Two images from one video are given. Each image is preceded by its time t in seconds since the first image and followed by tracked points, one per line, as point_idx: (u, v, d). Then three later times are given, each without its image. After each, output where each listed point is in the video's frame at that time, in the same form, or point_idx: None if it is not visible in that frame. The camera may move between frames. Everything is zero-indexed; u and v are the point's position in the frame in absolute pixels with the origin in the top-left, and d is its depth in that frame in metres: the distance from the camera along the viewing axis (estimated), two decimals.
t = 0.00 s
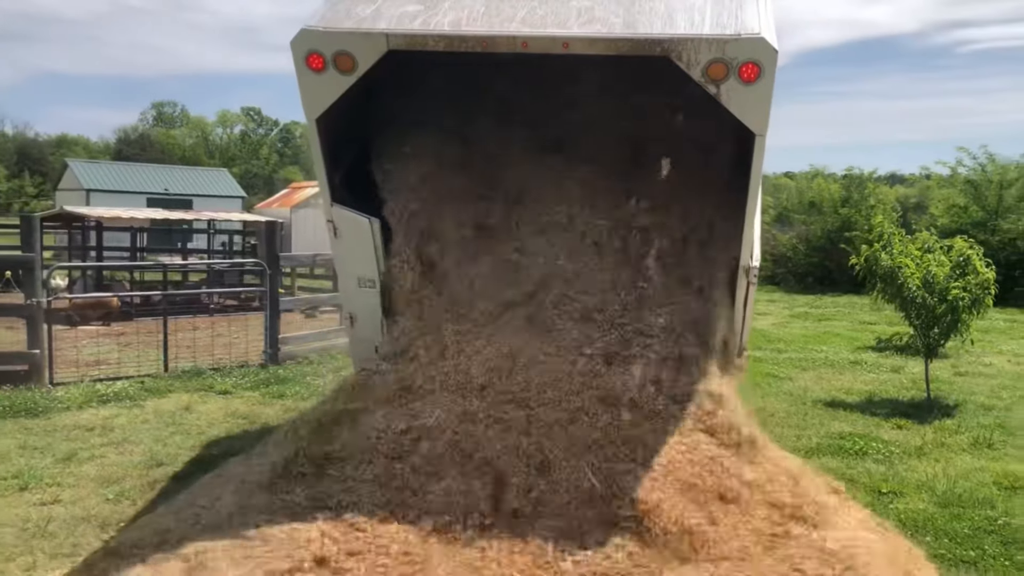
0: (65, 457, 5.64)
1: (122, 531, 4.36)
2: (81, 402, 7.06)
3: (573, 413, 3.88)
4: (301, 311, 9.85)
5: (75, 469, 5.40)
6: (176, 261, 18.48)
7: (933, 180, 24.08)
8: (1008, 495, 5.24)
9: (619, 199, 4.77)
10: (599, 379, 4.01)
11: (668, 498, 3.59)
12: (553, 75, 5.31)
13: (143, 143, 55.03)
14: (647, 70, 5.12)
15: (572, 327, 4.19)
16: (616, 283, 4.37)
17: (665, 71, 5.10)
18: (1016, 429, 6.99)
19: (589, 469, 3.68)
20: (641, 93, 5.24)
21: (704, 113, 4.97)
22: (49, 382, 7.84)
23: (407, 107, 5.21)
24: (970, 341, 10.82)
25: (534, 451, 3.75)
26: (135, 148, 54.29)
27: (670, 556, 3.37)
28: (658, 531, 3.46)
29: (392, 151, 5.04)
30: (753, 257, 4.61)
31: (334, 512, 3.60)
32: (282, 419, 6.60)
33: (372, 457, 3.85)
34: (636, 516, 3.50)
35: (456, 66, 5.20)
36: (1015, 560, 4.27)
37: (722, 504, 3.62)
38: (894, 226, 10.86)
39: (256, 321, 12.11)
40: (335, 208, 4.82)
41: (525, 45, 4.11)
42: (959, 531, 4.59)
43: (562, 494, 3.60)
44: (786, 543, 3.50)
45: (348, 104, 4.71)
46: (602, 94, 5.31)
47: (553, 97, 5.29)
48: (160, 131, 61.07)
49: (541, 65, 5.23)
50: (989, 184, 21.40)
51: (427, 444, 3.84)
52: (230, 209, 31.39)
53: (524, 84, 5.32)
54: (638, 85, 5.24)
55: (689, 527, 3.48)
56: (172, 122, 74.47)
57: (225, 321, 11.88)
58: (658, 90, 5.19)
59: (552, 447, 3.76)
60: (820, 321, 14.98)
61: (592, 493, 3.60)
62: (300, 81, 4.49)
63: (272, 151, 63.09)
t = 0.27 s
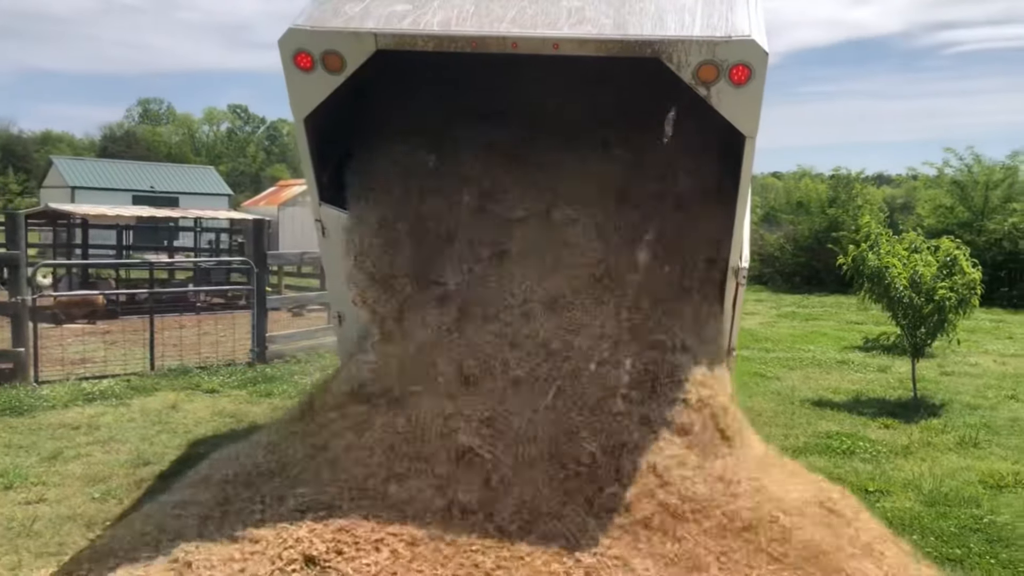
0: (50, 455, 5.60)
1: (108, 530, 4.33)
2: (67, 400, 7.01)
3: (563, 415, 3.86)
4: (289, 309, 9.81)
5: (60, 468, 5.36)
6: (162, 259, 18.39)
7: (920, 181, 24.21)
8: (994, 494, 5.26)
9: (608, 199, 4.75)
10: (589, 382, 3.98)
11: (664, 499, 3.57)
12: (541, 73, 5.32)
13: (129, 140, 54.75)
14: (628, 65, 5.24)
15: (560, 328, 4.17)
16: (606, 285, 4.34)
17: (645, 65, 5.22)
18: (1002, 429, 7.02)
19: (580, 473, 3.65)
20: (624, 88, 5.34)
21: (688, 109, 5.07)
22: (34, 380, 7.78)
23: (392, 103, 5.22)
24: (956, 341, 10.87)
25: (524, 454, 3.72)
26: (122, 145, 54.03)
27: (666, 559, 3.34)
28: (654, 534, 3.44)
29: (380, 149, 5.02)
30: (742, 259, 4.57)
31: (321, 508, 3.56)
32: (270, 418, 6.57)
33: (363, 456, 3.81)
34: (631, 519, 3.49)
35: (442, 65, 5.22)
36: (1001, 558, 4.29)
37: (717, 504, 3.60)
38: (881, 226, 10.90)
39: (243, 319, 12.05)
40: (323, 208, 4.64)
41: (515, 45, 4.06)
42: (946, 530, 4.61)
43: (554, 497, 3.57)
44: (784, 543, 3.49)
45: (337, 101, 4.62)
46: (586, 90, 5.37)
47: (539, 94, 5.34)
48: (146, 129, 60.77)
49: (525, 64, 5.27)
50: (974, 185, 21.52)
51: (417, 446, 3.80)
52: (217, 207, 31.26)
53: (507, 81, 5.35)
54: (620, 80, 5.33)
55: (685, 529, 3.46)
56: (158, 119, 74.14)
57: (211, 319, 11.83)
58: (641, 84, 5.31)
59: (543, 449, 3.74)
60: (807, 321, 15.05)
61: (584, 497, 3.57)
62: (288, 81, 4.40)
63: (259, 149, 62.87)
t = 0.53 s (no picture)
0: (35, 456, 5.57)
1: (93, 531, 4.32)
2: (52, 400, 6.98)
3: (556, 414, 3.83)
4: (277, 310, 9.78)
5: (46, 468, 5.34)
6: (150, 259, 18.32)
7: (907, 185, 24.33)
8: (979, 497, 5.30)
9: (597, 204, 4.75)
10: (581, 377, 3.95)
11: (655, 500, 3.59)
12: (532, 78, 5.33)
13: (117, 139, 54.52)
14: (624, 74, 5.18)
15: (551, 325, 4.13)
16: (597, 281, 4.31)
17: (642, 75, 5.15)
18: (986, 433, 7.07)
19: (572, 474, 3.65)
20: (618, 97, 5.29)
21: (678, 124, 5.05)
22: (19, 380, 7.75)
23: (385, 100, 5.23)
24: (942, 345, 10.94)
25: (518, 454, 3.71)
26: (109, 145, 53.81)
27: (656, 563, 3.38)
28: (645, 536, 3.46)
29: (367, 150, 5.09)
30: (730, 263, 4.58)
31: (308, 510, 3.54)
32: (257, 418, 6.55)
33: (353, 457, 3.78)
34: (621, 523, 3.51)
35: (438, 64, 5.18)
36: (985, 561, 4.32)
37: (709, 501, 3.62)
38: (868, 230, 10.96)
39: (231, 320, 12.02)
40: (311, 211, 4.76)
41: (504, 51, 4.04)
42: (930, 533, 4.64)
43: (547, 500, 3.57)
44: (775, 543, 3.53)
45: (326, 104, 4.63)
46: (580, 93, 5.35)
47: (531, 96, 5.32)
48: (134, 128, 60.51)
49: (522, 65, 5.24)
50: (961, 190, 21.65)
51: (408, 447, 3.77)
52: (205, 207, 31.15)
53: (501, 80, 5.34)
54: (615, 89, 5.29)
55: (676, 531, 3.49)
56: (146, 118, 73.85)
57: (199, 319, 11.79)
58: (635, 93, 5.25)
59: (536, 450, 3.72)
60: (794, 324, 15.11)
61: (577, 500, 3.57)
62: (276, 83, 4.37)
63: (248, 149, 62.69)
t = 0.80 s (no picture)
0: (25, 456, 5.55)
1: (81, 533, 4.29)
2: (42, 400, 6.95)
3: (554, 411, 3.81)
4: (268, 311, 9.76)
5: (35, 469, 5.32)
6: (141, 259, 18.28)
7: (899, 191, 24.41)
8: (968, 502, 5.32)
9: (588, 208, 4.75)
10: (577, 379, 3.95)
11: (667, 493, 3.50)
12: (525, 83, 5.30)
13: (109, 139, 54.39)
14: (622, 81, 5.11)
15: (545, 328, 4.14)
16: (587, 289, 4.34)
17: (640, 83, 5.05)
18: (976, 438, 7.09)
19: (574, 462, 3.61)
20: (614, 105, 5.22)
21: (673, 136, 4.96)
22: (9, 380, 7.72)
23: (379, 103, 5.22)
24: (932, 350, 10.98)
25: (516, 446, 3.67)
26: (102, 145, 53.70)
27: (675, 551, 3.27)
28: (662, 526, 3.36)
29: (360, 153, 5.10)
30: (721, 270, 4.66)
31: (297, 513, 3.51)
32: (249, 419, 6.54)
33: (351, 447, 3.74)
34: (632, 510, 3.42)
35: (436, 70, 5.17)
36: (974, 566, 4.33)
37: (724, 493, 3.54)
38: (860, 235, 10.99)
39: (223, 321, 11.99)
40: (302, 213, 4.83)
41: (498, 56, 4.01)
42: (920, 538, 4.65)
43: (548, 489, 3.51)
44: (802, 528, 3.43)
45: (319, 107, 4.64)
46: (577, 95, 5.26)
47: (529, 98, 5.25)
48: (127, 128, 60.38)
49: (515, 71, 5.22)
50: (952, 196, 21.74)
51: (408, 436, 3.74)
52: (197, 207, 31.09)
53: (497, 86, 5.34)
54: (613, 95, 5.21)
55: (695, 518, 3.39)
56: (138, 118, 73.69)
57: (191, 320, 11.76)
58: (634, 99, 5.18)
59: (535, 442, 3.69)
60: (786, 329, 15.14)
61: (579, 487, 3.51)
62: (269, 86, 4.38)
63: (241, 150, 62.60)
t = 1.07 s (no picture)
0: (19, 456, 5.53)
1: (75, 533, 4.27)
2: (38, 400, 6.93)
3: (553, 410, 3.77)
4: (265, 312, 9.75)
5: (30, 469, 5.30)
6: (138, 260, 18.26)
7: (896, 196, 24.45)
8: (964, 507, 5.32)
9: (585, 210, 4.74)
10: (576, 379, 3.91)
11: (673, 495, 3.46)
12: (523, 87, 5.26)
13: (107, 139, 54.36)
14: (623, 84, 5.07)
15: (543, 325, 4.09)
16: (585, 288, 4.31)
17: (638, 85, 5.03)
18: (972, 443, 7.10)
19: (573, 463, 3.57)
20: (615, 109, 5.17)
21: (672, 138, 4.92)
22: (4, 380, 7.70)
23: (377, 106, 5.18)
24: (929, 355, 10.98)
25: (515, 445, 3.63)
26: (99, 145, 53.66)
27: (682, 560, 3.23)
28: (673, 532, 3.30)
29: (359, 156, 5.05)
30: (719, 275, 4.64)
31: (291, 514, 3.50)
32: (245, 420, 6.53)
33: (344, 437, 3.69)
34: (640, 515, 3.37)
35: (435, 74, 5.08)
36: (969, 571, 4.33)
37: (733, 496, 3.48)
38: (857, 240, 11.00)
39: (219, 321, 11.98)
40: (302, 216, 4.80)
41: (495, 61, 4.00)
42: (915, 542, 4.65)
43: (546, 488, 3.48)
44: (812, 540, 3.39)
45: (316, 110, 4.61)
46: (576, 99, 5.21)
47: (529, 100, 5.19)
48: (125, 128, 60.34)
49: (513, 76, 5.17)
50: (949, 202, 21.77)
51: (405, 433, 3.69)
52: (194, 208, 31.07)
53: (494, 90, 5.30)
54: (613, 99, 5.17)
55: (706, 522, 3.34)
56: (136, 118, 73.63)
57: (187, 320, 11.75)
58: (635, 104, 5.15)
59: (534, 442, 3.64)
60: (782, 333, 15.15)
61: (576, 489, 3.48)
62: (267, 89, 4.38)
63: (239, 151, 62.57)
